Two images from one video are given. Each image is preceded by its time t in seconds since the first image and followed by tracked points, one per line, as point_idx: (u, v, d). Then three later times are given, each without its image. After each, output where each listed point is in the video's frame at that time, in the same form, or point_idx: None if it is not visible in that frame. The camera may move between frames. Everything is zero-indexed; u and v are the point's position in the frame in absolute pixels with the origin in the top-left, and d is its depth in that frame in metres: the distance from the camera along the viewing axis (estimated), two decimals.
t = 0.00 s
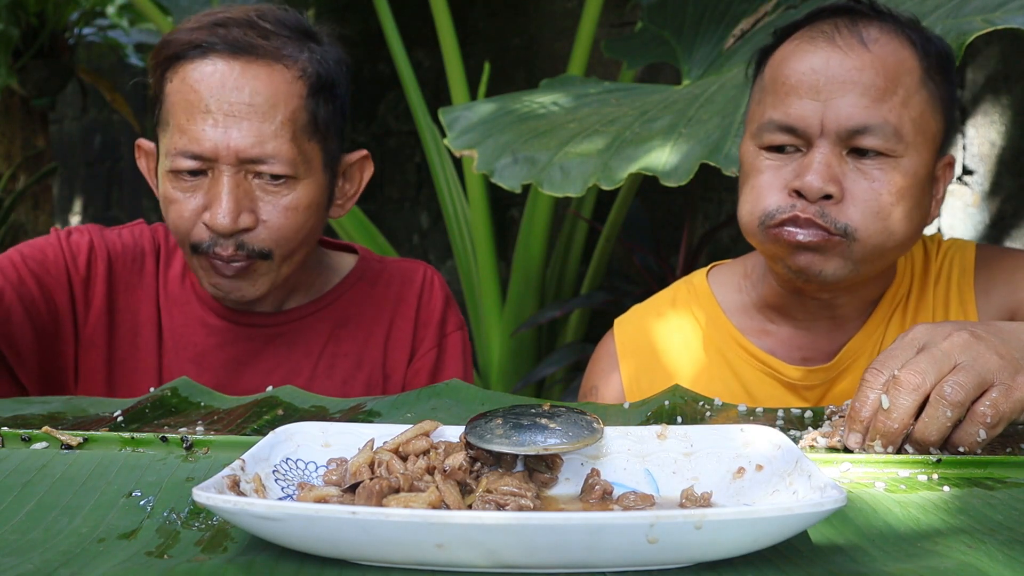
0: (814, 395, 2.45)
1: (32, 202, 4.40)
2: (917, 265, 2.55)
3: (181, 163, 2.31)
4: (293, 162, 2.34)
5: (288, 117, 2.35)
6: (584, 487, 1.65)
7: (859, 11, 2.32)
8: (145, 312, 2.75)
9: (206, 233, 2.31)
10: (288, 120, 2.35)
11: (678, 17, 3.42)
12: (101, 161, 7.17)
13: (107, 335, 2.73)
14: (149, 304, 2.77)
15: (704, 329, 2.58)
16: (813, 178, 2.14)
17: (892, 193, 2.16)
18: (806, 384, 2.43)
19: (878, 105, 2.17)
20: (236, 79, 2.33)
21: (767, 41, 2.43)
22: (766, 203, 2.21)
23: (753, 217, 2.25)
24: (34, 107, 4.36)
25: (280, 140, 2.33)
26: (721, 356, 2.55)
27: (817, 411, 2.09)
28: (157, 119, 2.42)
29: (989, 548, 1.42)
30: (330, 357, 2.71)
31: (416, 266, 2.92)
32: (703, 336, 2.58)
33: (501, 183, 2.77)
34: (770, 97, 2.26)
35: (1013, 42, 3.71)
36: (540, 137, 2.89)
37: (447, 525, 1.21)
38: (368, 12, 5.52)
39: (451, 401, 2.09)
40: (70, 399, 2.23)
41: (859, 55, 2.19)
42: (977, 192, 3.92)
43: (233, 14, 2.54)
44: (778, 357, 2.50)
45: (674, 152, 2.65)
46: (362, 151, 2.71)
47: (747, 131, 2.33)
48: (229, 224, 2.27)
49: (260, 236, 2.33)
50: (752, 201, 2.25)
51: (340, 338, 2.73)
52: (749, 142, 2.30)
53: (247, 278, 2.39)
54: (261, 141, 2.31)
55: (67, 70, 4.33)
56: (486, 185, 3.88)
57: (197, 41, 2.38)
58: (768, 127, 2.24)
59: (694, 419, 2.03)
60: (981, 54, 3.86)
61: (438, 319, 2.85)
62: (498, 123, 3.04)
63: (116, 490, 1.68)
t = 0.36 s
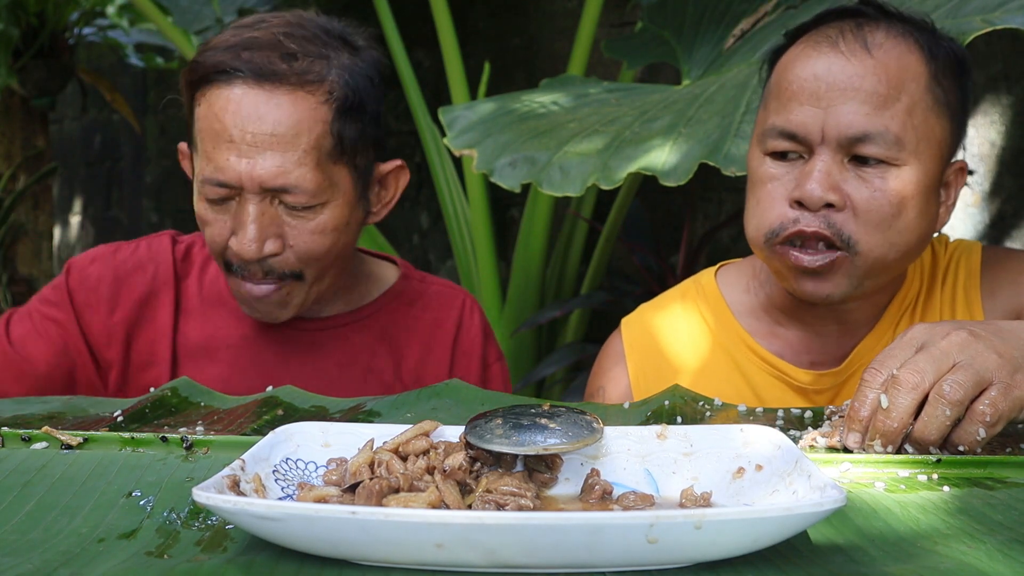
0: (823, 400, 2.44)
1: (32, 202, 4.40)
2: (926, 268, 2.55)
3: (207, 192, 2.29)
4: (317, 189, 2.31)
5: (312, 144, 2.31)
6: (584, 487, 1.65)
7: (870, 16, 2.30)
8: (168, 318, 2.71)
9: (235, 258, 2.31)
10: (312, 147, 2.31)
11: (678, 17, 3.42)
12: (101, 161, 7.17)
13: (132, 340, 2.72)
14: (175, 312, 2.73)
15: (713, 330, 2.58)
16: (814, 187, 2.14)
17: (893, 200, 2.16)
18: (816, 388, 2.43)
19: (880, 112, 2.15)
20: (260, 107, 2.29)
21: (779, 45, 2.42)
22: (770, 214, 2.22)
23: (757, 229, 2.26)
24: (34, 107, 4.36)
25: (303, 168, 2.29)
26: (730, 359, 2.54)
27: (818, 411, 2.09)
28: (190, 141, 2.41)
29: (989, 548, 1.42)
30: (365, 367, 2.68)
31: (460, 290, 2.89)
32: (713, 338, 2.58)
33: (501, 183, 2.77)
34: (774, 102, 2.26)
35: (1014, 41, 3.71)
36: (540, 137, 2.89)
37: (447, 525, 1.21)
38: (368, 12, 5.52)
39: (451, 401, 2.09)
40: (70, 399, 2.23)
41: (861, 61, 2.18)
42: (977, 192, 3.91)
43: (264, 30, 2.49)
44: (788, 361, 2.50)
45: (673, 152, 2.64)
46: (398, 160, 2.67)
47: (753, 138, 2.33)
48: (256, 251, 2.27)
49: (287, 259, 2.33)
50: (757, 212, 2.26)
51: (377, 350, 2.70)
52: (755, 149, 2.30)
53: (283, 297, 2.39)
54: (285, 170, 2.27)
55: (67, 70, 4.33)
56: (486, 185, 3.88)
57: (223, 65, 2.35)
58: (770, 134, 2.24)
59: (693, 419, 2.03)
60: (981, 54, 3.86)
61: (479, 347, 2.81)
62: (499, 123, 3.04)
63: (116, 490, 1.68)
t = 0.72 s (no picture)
0: (815, 401, 2.45)
1: (32, 202, 4.39)
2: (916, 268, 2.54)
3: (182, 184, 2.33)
4: (261, 190, 2.27)
5: (254, 146, 2.26)
6: (584, 487, 1.65)
7: (848, 20, 2.27)
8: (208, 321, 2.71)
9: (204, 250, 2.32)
10: (254, 149, 2.26)
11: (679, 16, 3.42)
12: (101, 161, 7.17)
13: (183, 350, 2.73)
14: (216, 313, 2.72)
15: (705, 332, 2.58)
16: (815, 204, 2.09)
17: (892, 211, 2.12)
18: (807, 390, 2.44)
19: (873, 124, 2.11)
20: (210, 107, 2.26)
21: (753, 49, 2.37)
22: (768, 229, 2.18)
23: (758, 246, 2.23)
24: (34, 107, 4.36)
25: (247, 169, 2.26)
26: (722, 363, 2.55)
27: (818, 410, 2.08)
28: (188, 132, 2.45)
29: (988, 548, 1.42)
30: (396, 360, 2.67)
31: (500, 273, 2.83)
32: (706, 339, 2.58)
33: (501, 183, 2.77)
34: (763, 117, 2.21)
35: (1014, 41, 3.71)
36: (540, 136, 2.89)
37: (447, 525, 1.21)
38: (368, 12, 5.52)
39: (451, 401, 2.09)
40: (70, 399, 2.23)
41: (851, 73, 2.14)
42: (977, 192, 3.91)
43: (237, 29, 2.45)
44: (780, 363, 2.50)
45: (674, 152, 2.65)
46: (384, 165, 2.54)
47: (739, 150, 2.28)
48: (214, 245, 2.26)
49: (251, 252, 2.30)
50: (754, 228, 2.22)
51: (410, 341, 2.69)
52: (744, 163, 2.25)
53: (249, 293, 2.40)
54: (228, 171, 2.24)
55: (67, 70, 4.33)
56: (486, 185, 3.90)
57: (197, 68, 2.34)
58: (762, 151, 2.19)
59: (693, 419, 2.03)
60: (981, 54, 3.85)
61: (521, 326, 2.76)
62: (498, 123, 3.04)
63: (116, 490, 1.68)
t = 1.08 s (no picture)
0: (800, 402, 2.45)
1: (32, 202, 4.39)
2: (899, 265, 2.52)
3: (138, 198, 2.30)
4: (216, 207, 2.23)
5: (208, 161, 2.22)
6: (584, 487, 1.65)
7: (803, 23, 2.26)
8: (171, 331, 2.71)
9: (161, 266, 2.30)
10: (208, 165, 2.22)
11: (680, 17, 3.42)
12: (101, 161, 7.17)
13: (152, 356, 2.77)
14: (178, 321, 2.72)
15: (686, 337, 2.58)
16: (804, 207, 2.05)
17: (878, 205, 2.09)
18: (791, 391, 2.43)
19: (852, 123, 2.08)
20: (162, 122, 2.22)
21: (710, 59, 2.35)
22: (755, 239, 2.15)
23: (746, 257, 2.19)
24: (34, 107, 4.36)
25: (201, 185, 2.22)
26: (705, 367, 2.54)
27: (817, 411, 2.08)
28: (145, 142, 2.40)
29: (989, 548, 1.42)
30: (373, 364, 2.67)
31: (469, 263, 2.83)
32: (687, 344, 2.57)
33: (501, 183, 2.77)
34: (737, 127, 2.16)
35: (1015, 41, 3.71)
36: (540, 136, 2.89)
37: (448, 525, 1.21)
38: (368, 12, 5.52)
39: (451, 401, 2.09)
40: (69, 399, 2.23)
41: (823, 75, 2.11)
42: (977, 192, 3.91)
43: (188, 34, 2.39)
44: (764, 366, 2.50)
45: (674, 152, 2.64)
46: (346, 176, 2.48)
47: (713, 163, 2.24)
48: (168, 264, 2.23)
49: (208, 271, 2.27)
50: (740, 240, 2.18)
51: (382, 342, 2.68)
52: (720, 175, 2.21)
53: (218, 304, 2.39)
54: (182, 188, 2.20)
55: (67, 70, 4.32)
56: (486, 185, 3.89)
57: (147, 77, 2.31)
58: (742, 163, 2.14)
59: (693, 419, 2.03)
60: (981, 54, 3.84)
61: (500, 317, 2.78)
62: (498, 123, 3.04)
63: (116, 490, 1.68)
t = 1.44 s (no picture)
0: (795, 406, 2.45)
1: (32, 202, 4.39)
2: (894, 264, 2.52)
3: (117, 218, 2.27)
4: (192, 233, 2.19)
5: (177, 190, 2.15)
6: (584, 487, 1.65)
7: (775, 26, 2.28)
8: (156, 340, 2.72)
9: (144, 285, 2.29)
10: (177, 194, 2.15)
11: (680, 14, 3.49)
12: (101, 160, 7.17)
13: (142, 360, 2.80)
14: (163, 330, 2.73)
15: (679, 341, 2.58)
16: (787, 210, 2.04)
17: (861, 201, 2.08)
18: (785, 395, 2.44)
19: (828, 121, 2.08)
20: (128, 150, 2.15)
21: (687, 68, 2.36)
22: (741, 243, 2.14)
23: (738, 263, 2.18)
24: (34, 107, 4.36)
25: (173, 214, 2.16)
26: (699, 371, 2.54)
27: (817, 411, 2.08)
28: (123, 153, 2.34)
29: (989, 549, 1.42)
30: (365, 372, 2.67)
31: (472, 276, 2.79)
32: (680, 348, 2.58)
33: (501, 184, 2.77)
34: (716, 134, 2.17)
35: (1014, 41, 3.69)
36: (540, 137, 2.89)
37: (447, 525, 1.21)
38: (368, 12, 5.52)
39: (451, 401, 2.09)
40: (69, 399, 2.23)
41: (797, 75, 2.12)
42: (977, 192, 3.91)
43: (152, 50, 2.29)
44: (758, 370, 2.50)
45: (674, 152, 2.64)
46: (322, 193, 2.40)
47: (696, 170, 2.24)
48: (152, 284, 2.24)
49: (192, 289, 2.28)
50: (729, 245, 2.17)
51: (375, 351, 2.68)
52: (704, 182, 2.21)
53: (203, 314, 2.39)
54: (153, 216, 2.16)
55: (67, 70, 4.32)
56: (485, 185, 3.89)
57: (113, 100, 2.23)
58: (723, 167, 2.14)
59: (692, 419, 2.03)
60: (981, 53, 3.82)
61: (496, 334, 2.78)
62: (498, 123, 3.04)
63: (116, 490, 1.68)
